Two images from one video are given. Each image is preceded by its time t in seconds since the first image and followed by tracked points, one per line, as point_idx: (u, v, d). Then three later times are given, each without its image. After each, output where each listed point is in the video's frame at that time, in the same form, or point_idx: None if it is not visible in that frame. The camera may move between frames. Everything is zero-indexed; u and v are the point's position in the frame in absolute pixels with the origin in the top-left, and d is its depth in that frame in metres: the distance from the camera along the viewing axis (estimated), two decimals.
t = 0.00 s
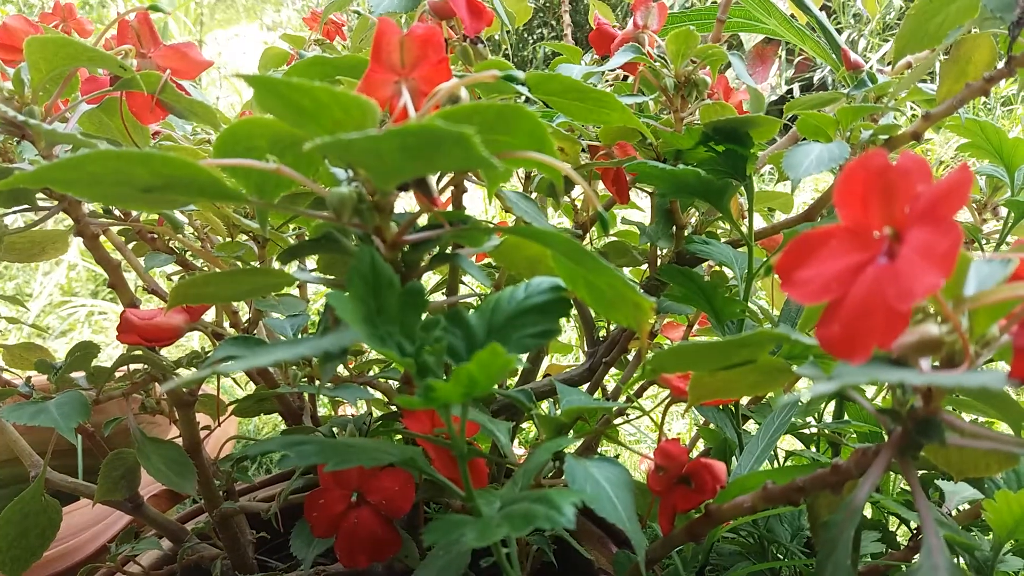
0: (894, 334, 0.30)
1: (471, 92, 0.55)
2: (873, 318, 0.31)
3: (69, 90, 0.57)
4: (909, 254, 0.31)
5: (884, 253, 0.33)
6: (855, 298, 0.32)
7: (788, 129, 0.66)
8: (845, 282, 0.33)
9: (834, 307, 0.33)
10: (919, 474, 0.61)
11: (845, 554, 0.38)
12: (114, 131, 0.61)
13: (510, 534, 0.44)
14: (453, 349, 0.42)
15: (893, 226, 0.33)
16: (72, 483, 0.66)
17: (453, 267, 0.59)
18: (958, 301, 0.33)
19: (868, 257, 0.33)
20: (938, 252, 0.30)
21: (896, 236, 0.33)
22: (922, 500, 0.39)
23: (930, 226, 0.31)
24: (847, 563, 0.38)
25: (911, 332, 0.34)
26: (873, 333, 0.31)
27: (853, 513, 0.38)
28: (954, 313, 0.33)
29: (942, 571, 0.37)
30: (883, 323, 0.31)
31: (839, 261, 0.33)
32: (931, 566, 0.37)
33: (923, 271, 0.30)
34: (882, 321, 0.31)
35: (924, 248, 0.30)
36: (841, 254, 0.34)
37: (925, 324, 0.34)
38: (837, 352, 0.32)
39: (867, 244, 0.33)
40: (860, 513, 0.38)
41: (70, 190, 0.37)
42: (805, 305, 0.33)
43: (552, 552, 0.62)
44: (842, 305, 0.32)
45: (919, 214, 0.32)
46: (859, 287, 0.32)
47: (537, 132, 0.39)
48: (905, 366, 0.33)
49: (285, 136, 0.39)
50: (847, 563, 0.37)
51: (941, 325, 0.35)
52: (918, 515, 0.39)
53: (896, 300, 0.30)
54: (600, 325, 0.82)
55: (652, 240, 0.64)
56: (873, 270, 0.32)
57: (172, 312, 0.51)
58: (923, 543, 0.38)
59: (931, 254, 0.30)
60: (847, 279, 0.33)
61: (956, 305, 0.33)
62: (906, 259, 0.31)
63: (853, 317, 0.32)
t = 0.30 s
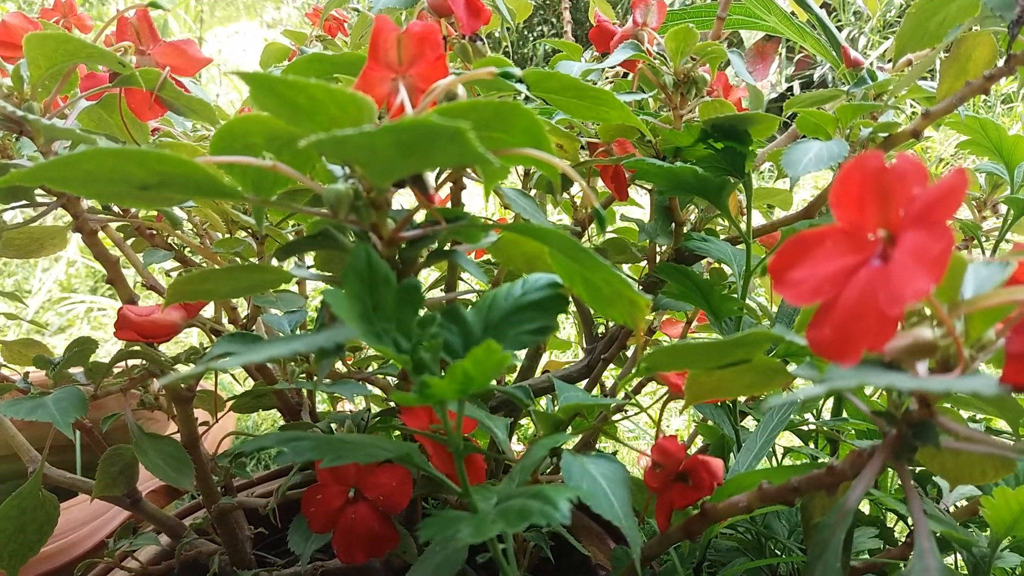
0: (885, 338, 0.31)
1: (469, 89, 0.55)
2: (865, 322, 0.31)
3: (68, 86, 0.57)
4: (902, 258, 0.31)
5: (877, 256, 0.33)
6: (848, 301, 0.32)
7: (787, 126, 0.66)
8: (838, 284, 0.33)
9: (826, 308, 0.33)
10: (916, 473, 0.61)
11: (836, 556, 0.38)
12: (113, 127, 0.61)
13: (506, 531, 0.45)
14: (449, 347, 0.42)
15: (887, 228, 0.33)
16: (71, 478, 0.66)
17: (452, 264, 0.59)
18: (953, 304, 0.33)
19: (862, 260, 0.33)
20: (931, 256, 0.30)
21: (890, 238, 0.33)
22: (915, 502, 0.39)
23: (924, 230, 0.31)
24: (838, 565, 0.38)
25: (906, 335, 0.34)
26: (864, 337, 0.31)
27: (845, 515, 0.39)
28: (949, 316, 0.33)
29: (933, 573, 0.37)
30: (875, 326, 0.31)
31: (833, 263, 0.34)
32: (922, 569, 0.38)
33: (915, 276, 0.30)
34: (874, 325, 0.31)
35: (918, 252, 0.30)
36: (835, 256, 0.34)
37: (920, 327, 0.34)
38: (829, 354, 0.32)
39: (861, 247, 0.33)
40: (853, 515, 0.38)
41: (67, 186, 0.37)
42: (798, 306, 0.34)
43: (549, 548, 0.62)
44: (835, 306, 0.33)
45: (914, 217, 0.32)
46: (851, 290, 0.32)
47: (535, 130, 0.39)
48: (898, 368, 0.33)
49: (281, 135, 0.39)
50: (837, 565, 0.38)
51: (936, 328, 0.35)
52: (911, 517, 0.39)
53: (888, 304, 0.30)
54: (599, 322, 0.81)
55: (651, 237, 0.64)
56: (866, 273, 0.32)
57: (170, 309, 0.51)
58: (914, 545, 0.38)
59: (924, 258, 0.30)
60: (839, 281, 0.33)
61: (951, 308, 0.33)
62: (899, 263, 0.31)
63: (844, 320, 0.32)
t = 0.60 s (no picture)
0: (884, 335, 0.31)
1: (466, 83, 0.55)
2: (863, 320, 0.31)
3: (63, 80, 0.57)
4: (899, 255, 0.31)
5: (874, 252, 0.33)
6: (845, 299, 0.32)
7: (785, 121, 0.66)
8: (835, 282, 0.33)
9: (824, 306, 0.33)
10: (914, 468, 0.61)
11: (835, 550, 0.38)
12: (109, 121, 0.61)
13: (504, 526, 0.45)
14: (447, 342, 0.42)
15: (883, 224, 0.33)
16: (69, 474, 0.66)
17: (450, 259, 0.59)
18: (950, 298, 0.33)
19: (858, 257, 0.33)
20: (929, 253, 0.30)
21: (886, 235, 0.33)
22: (913, 496, 0.39)
23: (921, 226, 0.31)
24: (837, 560, 0.38)
25: (903, 331, 0.34)
26: (862, 335, 0.31)
27: (843, 509, 0.39)
28: (947, 310, 0.33)
29: (931, 568, 0.37)
30: (872, 325, 0.31)
31: (830, 260, 0.34)
32: (920, 563, 0.37)
33: (912, 272, 0.30)
34: (872, 323, 0.31)
35: (915, 249, 0.30)
36: (831, 253, 0.34)
37: (917, 323, 0.34)
38: (828, 352, 0.32)
39: (857, 244, 0.34)
40: (851, 509, 0.38)
41: (62, 180, 0.37)
42: (795, 304, 0.34)
43: (547, 543, 0.62)
44: (833, 304, 0.33)
45: (910, 213, 0.32)
46: (849, 287, 0.32)
47: (532, 124, 0.39)
48: (896, 364, 0.33)
49: (279, 128, 0.39)
50: (836, 559, 0.38)
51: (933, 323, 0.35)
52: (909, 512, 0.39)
53: (885, 302, 0.30)
54: (597, 318, 0.81)
55: (649, 233, 0.63)
56: (862, 270, 0.32)
57: (167, 304, 0.51)
58: (913, 540, 0.38)
59: (922, 255, 0.30)
60: (836, 278, 0.33)
61: (948, 302, 0.33)
62: (896, 260, 0.31)
63: (842, 317, 0.32)
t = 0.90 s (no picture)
0: (874, 338, 0.30)
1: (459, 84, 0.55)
2: (853, 322, 0.31)
3: (55, 80, 0.57)
4: (889, 257, 0.31)
5: (864, 254, 0.33)
6: (835, 301, 0.32)
7: (780, 121, 0.66)
8: (825, 284, 0.33)
9: (814, 309, 0.33)
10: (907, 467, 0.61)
11: (827, 551, 0.37)
12: (101, 122, 0.61)
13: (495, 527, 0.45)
14: (438, 343, 0.42)
15: (874, 227, 0.33)
16: (62, 475, 0.66)
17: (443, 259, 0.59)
18: (941, 300, 0.33)
19: (849, 258, 0.33)
20: (919, 254, 0.30)
21: (877, 237, 0.33)
22: (904, 496, 0.39)
23: (911, 227, 0.31)
24: (829, 561, 0.37)
25: (894, 331, 0.33)
26: (852, 337, 0.31)
27: (834, 510, 0.38)
28: (937, 312, 0.33)
29: (923, 569, 0.37)
30: (862, 328, 0.31)
31: (820, 262, 0.34)
32: (912, 564, 0.37)
33: (901, 273, 0.29)
34: (862, 325, 0.31)
35: (905, 250, 0.30)
36: (822, 255, 0.34)
37: (908, 323, 0.34)
38: (817, 354, 0.32)
39: (847, 245, 0.33)
40: (842, 510, 0.38)
41: (51, 182, 0.37)
42: (786, 307, 0.33)
43: (541, 544, 0.62)
44: (823, 306, 0.32)
45: (900, 214, 0.32)
46: (839, 289, 0.32)
47: (523, 127, 0.38)
48: (887, 365, 0.33)
49: (269, 129, 0.39)
50: (828, 561, 0.37)
51: (924, 324, 0.35)
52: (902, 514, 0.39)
53: (875, 303, 0.30)
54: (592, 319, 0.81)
55: (643, 233, 0.63)
56: (853, 272, 0.32)
57: (159, 305, 0.51)
58: (904, 542, 0.38)
59: (912, 256, 0.30)
60: (826, 280, 0.33)
61: (939, 304, 0.33)
62: (886, 261, 0.31)
63: (832, 320, 0.32)
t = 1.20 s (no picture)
0: (863, 337, 0.31)
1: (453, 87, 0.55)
2: (843, 321, 0.31)
3: (50, 83, 0.57)
4: (879, 257, 0.31)
5: (857, 253, 0.33)
6: (826, 300, 0.32)
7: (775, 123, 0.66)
8: (818, 283, 0.33)
9: (807, 307, 0.33)
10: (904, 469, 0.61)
11: (821, 552, 0.38)
12: (96, 125, 0.61)
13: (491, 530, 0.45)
14: (432, 346, 0.42)
15: (867, 226, 0.33)
16: (58, 478, 0.66)
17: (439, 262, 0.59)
18: (935, 300, 0.33)
19: (841, 257, 0.33)
20: (908, 255, 0.30)
21: (870, 237, 0.33)
22: (898, 497, 0.39)
23: (902, 227, 0.31)
24: (823, 562, 0.38)
25: (887, 332, 0.33)
26: (842, 336, 0.31)
27: (829, 511, 0.38)
28: (931, 313, 0.33)
29: (917, 569, 0.37)
30: (853, 327, 0.31)
31: (814, 261, 0.34)
32: (907, 565, 0.37)
33: (889, 274, 0.30)
34: (852, 325, 0.31)
35: (895, 250, 0.30)
36: (815, 254, 0.34)
37: (901, 324, 0.34)
38: (808, 353, 0.32)
39: (840, 244, 0.33)
40: (837, 511, 0.38)
41: (44, 185, 0.37)
42: (779, 306, 0.34)
43: (537, 546, 0.62)
44: (815, 305, 0.33)
45: (892, 215, 0.32)
46: (831, 288, 0.32)
47: (518, 130, 0.39)
48: (882, 364, 0.33)
49: (262, 132, 0.39)
50: (822, 561, 0.38)
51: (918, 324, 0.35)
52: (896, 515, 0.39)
53: (865, 303, 0.30)
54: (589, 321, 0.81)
55: (639, 235, 0.63)
56: (845, 272, 0.32)
57: (153, 309, 0.51)
58: (899, 542, 0.38)
59: (902, 257, 0.30)
60: (819, 280, 0.33)
61: (933, 304, 0.33)
62: (876, 262, 0.31)
63: (823, 319, 0.32)
